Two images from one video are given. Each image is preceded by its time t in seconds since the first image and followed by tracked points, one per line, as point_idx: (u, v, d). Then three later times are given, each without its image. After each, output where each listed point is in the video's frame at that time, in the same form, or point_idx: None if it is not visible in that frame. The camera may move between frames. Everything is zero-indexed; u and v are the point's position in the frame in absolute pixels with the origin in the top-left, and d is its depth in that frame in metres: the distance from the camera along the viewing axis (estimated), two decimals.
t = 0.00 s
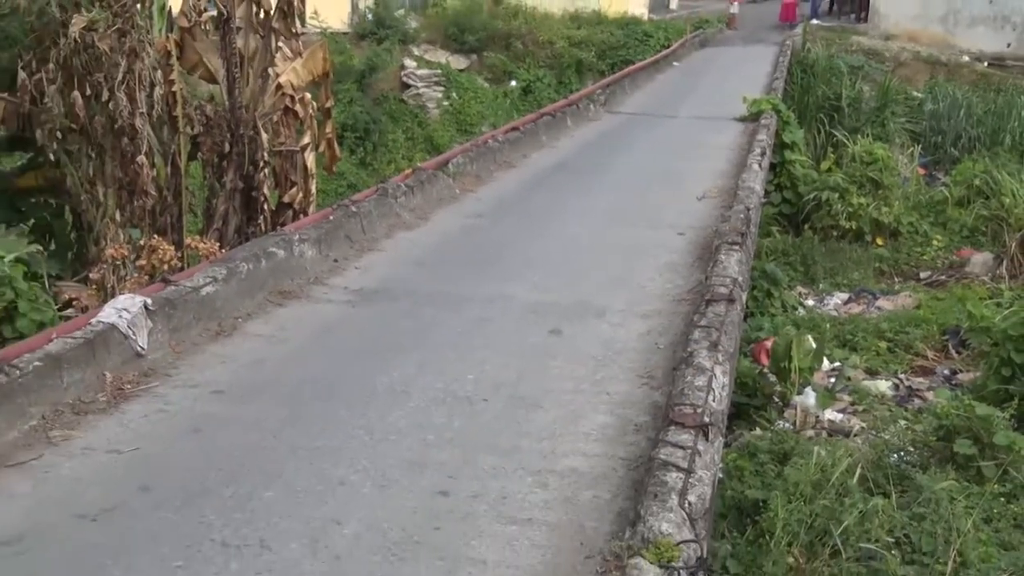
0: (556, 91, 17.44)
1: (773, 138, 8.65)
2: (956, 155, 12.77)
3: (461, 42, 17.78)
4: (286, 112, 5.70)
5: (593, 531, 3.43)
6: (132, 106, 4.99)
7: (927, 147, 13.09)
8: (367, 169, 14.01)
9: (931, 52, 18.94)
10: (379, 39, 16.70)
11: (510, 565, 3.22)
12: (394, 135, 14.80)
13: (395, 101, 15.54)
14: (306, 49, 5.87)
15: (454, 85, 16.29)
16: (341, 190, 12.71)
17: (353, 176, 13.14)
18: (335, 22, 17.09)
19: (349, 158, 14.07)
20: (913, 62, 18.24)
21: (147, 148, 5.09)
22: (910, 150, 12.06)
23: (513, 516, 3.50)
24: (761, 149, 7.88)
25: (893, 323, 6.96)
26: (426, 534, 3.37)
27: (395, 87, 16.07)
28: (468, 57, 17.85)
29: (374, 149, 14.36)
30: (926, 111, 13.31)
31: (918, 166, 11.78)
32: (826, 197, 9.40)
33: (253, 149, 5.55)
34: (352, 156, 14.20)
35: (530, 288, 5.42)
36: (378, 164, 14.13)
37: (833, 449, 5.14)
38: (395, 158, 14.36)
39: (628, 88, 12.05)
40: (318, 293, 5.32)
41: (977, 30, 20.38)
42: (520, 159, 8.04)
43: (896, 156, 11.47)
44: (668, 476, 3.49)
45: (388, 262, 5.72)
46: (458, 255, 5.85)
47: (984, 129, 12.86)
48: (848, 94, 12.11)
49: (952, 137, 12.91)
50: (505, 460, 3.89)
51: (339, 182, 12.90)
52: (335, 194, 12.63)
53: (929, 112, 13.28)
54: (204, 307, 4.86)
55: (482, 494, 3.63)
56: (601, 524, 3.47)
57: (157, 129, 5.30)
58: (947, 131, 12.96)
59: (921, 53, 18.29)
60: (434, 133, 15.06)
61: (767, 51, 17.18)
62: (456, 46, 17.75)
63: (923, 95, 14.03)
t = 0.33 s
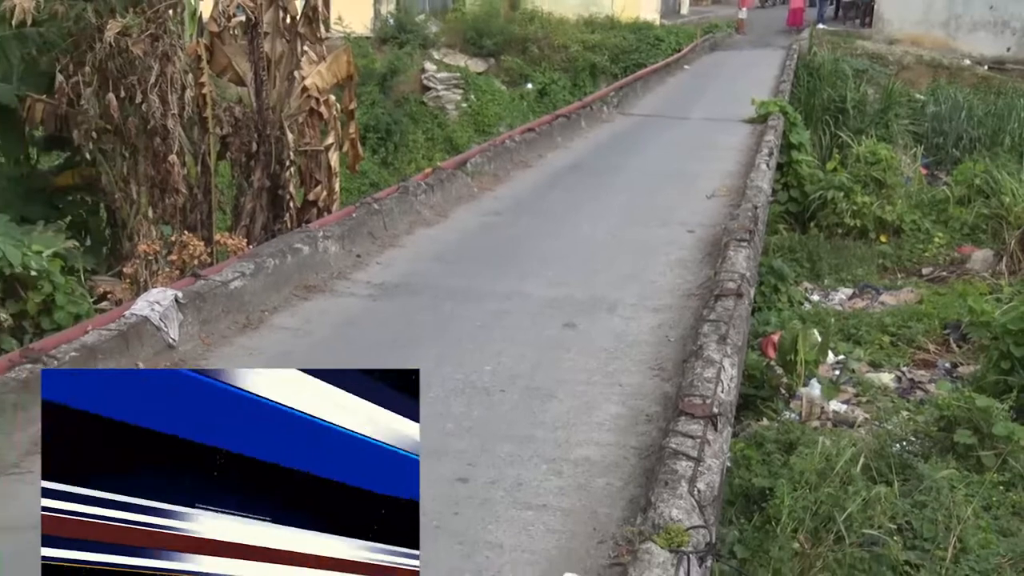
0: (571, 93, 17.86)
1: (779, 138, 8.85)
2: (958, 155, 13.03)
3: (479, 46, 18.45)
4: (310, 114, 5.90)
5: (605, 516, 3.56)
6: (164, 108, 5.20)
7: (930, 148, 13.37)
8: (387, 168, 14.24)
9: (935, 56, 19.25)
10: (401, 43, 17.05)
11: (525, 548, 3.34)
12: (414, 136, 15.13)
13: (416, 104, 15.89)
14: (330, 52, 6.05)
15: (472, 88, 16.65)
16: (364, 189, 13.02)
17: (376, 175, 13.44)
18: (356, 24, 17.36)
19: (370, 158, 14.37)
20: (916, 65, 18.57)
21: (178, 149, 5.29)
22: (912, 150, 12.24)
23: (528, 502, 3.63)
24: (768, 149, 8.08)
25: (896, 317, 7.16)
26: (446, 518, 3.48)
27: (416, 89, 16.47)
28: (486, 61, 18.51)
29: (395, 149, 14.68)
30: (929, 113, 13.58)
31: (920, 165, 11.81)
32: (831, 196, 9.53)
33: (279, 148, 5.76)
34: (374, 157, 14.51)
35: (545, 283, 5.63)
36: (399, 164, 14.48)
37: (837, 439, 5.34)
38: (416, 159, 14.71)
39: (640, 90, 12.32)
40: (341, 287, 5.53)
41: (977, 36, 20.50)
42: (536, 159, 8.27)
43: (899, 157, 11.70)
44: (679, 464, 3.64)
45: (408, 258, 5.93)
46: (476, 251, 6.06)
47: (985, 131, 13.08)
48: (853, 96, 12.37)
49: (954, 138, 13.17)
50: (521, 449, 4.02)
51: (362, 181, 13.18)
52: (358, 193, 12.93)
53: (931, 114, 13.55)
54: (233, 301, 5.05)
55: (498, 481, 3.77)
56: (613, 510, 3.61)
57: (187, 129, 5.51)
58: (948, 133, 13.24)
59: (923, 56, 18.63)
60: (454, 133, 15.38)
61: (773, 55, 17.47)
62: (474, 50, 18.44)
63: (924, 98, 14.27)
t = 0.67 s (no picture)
0: (583, 98, 18.16)
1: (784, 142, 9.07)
2: (955, 160, 13.19)
3: (495, 52, 18.84)
4: (332, 116, 6.16)
5: (615, 504, 3.57)
6: (193, 110, 5.41)
7: (928, 153, 13.53)
8: (407, 169, 14.52)
9: (936, 63, 19.53)
10: (420, 48, 17.51)
11: (536, 534, 3.34)
12: (431, 138, 15.38)
13: (434, 107, 16.18)
14: (352, 58, 6.33)
15: (488, 92, 16.96)
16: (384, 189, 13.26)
17: (395, 175, 13.67)
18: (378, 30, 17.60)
19: (389, 159, 14.62)
20: (916, 73, 18.87)
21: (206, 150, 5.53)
22: (912, 155, 12.51)
23: (540, 492, 3.61)
24: (773, 152, 8.30)
25: (895, 317, 7.38)
26: (459, 506, 3.48)
27: (434, 93, 16.79)
28: (502, 66, 18.81)
29: (413, 151, 14.93)
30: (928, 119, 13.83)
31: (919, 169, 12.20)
32: (834, 198, 9.68)
33: (302, 150, 6.00)
34: (393, 158, 14.75)
35: (558, 281, 5.85)
36: (418, 165, 14.70)
37: (838, 432, 5.55)
38: (434, 160, 14.94)
39: (650, 95, 12.57)
40: (362, 283, 5.76)
41: (977, 44, 20.76)
42: (550, 160, 8.50)
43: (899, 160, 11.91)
44: (686, 455, 3.69)
45: (426, 257, 6.14)
46: (491, 250, 6.29)
47: (982, 136, 13.31)
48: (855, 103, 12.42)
49: (951, 143, 13.39)
50: (534, 439, 4.05)
51: (381, 181, 13.42)
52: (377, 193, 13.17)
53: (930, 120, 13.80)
54: (257, 295, 5.24)
55: (511, 471, 3.76)
56: (622, 499, 3.60)
57: (216, 131, 5.75)
58: (946, 138, 13.44)
59: (923, 64, 18.94)
60: (470, 134, 15.63)
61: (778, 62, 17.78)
62: (490, 55, 18.83)
63: (924, 104, 14.53)
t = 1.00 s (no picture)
0: (594, 102, 18.43)
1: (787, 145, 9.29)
2: (953, 163, 13.38)
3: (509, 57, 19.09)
4: (353, 119, 6.40)
5: (623, 494, 3.69)
6: (219, 112, 5.63)
7: (926, 157, 13.73)
8: (424, 169, 14.75)
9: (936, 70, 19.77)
10: (438, 54, 17.76)
11: (548, 522, 3.42)
12: (447, 140, 15.60)
13: (450, 110, 16.44)
14: (371, 62, 6.58)
15: (501, 96, 17.22)
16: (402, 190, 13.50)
17: (412, 176, 13.90)
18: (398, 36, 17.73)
19: (406, 160, 14.85)
20: (916, 79, 19.11)
21: (232, 150, 5.75)
22: (912, 158, 12.74)
23: (551, 480, 3.74)
24: (777, 155, 8.52)
25: (893, 314, 7.60)
26: (473, 494, 3.55)
27: (450, 97, 17.06)
28: (515, 71, 19.06)
29: (430, 153, 15.16)
30: (926, 124, 14.07)
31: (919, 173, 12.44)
32: (835, 199, 9.91)
33: (323, 151, 6.27)
34: (411, 159, 14.98)
35: (568, 278, 6.08)
36: (434, 167, 14.92)
37: (836, 424, 5.77)
38: (450, 161, 15.17)
39: (658, 100, 12.80)
40: (382, 279, 5.99)
41: (975, 51, 21.36)
42: (562, 162, 8.74)
43: (898, 163, 12.13)
44: (691, 447, 3.85)
45: (442, 255, 6.38)
46: (504, 248, 6.53)
47: (978, 140, 13.48)
48: (856, 108, 12.83)
49: (948, 147, 13.58)
50: (545, 430, 4.24)
51: (399, 182, 13.66)
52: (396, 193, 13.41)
53: (928, 125, 14.02)
54: (280, 289, 5.46)
55: (523, 460, 3.89)
56: (631, 488, 3.74)
57: (242, 132, 6.01)
58: (944, 143, 13.63)
59: (922, 70, 19.21)
60: (484, 137, 15.87)
61: (783, 69, 18.05)
62: (504, 61, 19.07)
63: (922, 110, 14.79)
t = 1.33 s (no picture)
0: (605, 103, 18.67)
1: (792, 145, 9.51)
2: (952, 164, 13.60)
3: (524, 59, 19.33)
4: (373, 118, 6.65)
5: (631, 479, 3.88)
6: (246, 111, 5.85)
7: (925, 157, 13.92)
8: (440, 167, 14.95)
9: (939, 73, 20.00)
10: (455, 56, 17.99)
11: (559, 506, 3.61)
12: (464, 139, 15.80)
13: (465, 110, 16.66)
14: (391, 63, 6.80)
15: (516, 97, 17.46)
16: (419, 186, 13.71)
17: (429, 173, 14.12)
18: (416, 38, 17.91)
19: (424, 157, 15.06)
20: (917, 83, 19.32)
21: (257, 147, 5.98)
22: (913, 159, 12.97)
23: (562, 467, 3.93)
24: (782, 155, 8.74)
25: (892, 309, 7.82)
26: (488, 479, 3.75)
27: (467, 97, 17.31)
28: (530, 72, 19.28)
29: (447, 151, 15.37)
30: (926, 125, 14.32)
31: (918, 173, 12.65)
32: (837, 198, 10.13)
33: (345, 149, 6.59)
34: (428, 157, 15.19)
35: (578, 273, 6.31)
36: (450, 164, 15.13)
37: (836, 414, 5.99)
38: (466, 159, 15.38)
39: (668, 101, 13.02)
40: (401, 273, 6.23)
41: (972, 56, 22.69)
42: (574, 160, 8.97)
43: (899, 164, 12.35)
44: (698, 435, 4.01)
45: (457, 249, 6.62)
46: (516, 243, 6.76)
47: (976, 141, 13.69)
48: (858, 110, 13.04)
49: (947, 148, 13.79)
50: (557, 418, 4.45)
51: (416, 179, 13.88)
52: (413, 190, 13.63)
53: (929, 126, 14.26)
54: (303, 281, 5.70)
55: (536, 446, 4.10)
56: (638, 474, 3.93)
57: (267, 130, 6.25)
58: (943, 144, 13.85)
59: (923, 74, 19.42)
60: (499, 136, 16.09)
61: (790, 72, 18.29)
62: (519, 62, 19.30)
63: (923, 112, 15.04)
